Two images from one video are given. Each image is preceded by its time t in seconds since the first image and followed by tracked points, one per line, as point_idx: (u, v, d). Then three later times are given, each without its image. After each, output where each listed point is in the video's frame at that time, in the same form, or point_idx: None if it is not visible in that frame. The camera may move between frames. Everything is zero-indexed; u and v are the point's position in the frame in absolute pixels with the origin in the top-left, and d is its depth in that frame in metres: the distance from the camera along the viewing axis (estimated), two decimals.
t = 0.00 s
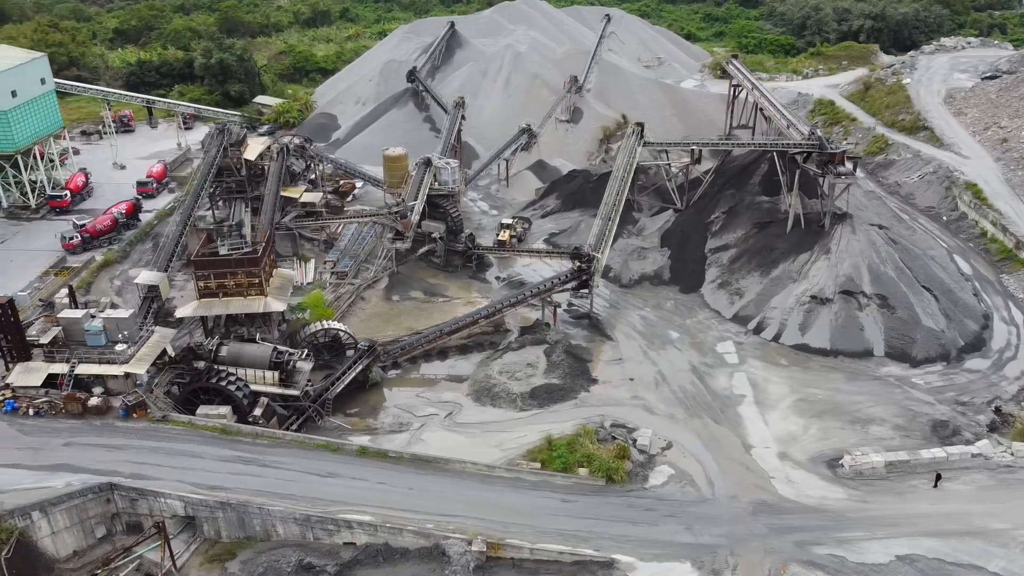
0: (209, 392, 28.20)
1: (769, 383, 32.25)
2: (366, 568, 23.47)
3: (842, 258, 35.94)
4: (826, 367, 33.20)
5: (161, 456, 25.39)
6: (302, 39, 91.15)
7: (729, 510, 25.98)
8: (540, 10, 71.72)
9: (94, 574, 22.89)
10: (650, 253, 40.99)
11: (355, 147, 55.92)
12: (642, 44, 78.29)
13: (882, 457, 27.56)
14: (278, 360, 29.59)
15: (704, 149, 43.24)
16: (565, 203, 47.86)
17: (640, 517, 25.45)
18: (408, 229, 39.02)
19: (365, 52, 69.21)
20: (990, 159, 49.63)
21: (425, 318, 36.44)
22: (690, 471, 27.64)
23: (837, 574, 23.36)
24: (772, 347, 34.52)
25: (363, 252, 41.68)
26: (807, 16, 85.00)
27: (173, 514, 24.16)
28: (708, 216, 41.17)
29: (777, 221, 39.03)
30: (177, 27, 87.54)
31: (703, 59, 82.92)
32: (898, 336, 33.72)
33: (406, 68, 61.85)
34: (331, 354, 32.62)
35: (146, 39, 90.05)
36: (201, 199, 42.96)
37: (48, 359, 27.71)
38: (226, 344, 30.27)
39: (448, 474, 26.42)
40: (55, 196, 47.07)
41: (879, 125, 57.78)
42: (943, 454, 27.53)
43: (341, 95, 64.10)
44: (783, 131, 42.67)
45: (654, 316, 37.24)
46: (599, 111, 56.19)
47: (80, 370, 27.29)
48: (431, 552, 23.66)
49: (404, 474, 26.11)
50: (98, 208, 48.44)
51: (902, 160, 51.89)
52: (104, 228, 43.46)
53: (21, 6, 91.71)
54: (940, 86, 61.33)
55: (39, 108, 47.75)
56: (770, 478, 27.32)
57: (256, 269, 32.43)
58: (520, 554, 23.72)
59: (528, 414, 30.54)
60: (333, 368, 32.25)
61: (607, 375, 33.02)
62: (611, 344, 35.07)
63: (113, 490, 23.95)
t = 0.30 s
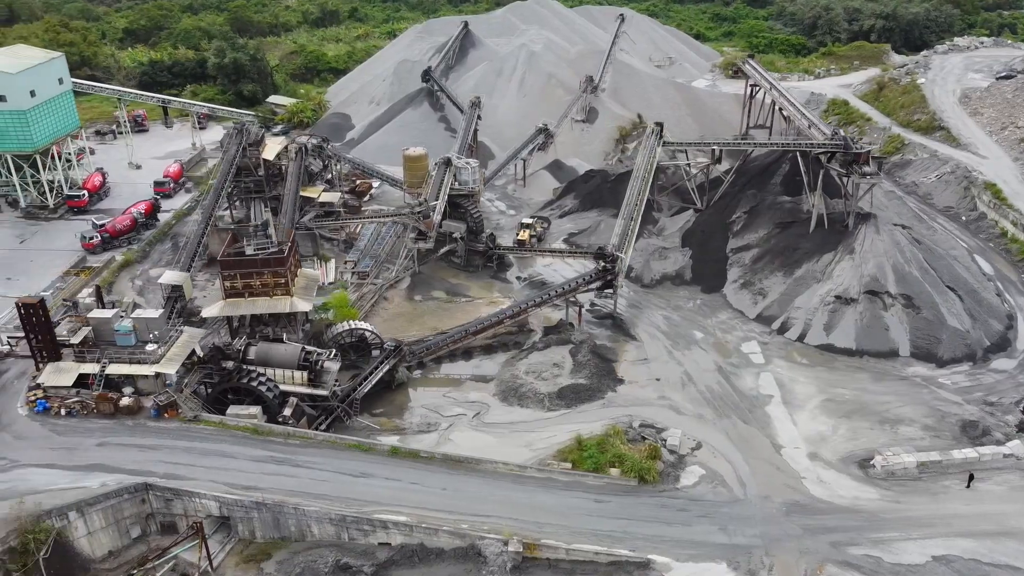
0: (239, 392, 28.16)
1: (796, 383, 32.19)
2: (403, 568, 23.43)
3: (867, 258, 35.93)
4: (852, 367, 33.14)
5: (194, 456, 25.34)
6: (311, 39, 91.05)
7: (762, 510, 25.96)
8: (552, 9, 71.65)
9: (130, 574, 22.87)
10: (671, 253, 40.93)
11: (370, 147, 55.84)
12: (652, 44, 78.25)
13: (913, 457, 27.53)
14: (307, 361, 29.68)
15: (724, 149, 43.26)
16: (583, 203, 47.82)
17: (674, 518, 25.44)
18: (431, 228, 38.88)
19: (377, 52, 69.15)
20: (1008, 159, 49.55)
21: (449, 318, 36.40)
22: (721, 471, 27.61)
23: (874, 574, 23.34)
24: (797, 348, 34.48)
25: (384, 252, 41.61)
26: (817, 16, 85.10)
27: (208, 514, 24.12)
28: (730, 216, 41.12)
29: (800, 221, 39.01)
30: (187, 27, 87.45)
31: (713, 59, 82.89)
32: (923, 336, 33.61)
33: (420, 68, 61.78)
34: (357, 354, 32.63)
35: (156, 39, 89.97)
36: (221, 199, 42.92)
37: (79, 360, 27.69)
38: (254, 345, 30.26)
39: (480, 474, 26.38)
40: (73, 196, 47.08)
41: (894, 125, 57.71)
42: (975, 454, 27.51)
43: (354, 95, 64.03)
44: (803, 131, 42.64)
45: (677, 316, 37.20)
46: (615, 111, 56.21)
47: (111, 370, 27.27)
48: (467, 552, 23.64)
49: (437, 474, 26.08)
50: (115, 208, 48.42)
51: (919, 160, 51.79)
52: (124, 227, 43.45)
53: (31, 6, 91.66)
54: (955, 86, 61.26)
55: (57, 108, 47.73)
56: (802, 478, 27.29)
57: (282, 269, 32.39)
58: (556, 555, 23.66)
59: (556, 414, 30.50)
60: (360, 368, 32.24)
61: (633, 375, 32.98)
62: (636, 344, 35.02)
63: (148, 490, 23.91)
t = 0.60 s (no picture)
0: (270, 392, 28.13)
1: (823, 383, 32.15)
2: (439, 568, 23.38)
3: (892, 258, 35.89)
4: (879, 367, 33.08)
5: (228, 456, 25.32)
6: (321, 38, 90.98)
7: (796, 510, 25.92)
8: (565, 9, 71.62)
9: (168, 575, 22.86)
10: (693, 253, 40.94)
11: (386, 147, 55.77)
12: (664, 44, 78.18)
13: (945, 458, 27.45)
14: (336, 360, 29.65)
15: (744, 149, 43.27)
16: (601, 203, 47.79)
17: (708, 518, 25.41)
18: (454, 228, 39.33)
19: (390, 51, 69.10)
20: None
21: (473, 319, 36.39)
22: (753, 472, 27.57)
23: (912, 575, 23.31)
24: (822, 348, 34.46)
25: (405, 252, 41.56)
26: (828, 16, 85.07)
27: (244, 515, 24.10)
28: (751, 216, 41.09)
29: (823, 221, 38.99)
30: (197, 27, 87.39)
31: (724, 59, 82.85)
32: (949, 336, 33.46)
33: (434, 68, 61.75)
34: (384, 354, 32.62)
35: (166, 39, 89.92)
36: (241, 199, 42.92)
37: (110, 359, 27.66)
38: (283, 345, 30.26)
39: (513, 475, 26.34)
40: (92, 195, 47.07)
41: (910, 125, 57.66)
42: (1008, 454, 27.45)
43: (368, 95, 63.98)
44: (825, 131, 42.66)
45: (701, 316, 37.17)
46: (631, 111, 56.22)
47: (143, 370, 27.25)
48: (503, 552, 23.59)
49: (470, 474, 26.06)
50: (133, 208, 48.41)
51: (936, 160, 51.72)
52: (144, 227, 43.47)
53: (40, 6, 91.63)
54: (970, 86, 61.23)
55: (76, 108, 47.74)
56: (834, 478, 27.26)
57: (309, 269, 32.41)
58: (593, 555, 23.59)
59: (584, 414, 30.49)
60: (387, 368, 32.23)
61: (660, 375, 32.94)
62: (661, 344, 34.99)
63: (184, 491, 23.87)
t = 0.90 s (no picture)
0: (301, 392, 28.12)
1: (851, 384, 32.11)
2: (477, 569, 23.33)
3: (917, 258, 35.81)
4: (906, 367, 32.99)
5: (263, 456, 25.28)
6: (331, 38, 90.97)
7: (831, 511, 25.89)
8: (577, 9, 71.62)
9: None
10: (715, 253, 40.95)
11: (402, 146, 55.63)
12: (675, 43, 78.14)
13: (978, 458, 27.38)
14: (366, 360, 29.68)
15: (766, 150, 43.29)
16: (620, 203, 47.76)
17: (743, 519, 25.37)
18: (477, 228, 39.20)
19: (403, 51, 69.10)
20: None
21: (498, 319, 36.34)
22: (786, 472, 27.54)
23: None
24: (848, 348, 34.41)
25: (426, 252, 41.50)
26: (839, 16, 85.05)
27: (280, 515, 24.04)
28: (774, 216, 41.08)
29: (846, 221, 38.97)
30: (207, 27, 87.39)
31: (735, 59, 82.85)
32: (976, 336, 33.34)
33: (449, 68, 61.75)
34: (411, 354, 32.55)
35: (175, 39, 89.93)
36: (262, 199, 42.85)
37: (142, 360, 27.63)
38: (312, 345, 30.22)
39: (547, 475, 26.29)
40: (110, 195, 47.08)
41: (926, 125, 57.61)
42: None
43: (382, 94, 63.96)
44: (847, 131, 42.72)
45: (725, 317, 37.13)
46: (646, 111, 56.27)
47: (175, 370, 27.20)
48: (541, 553, 23.52)
49: (504, 475, 26.02)
50: (151, 208, 48.39)
51: (954, 160, 51.64)
52: (164, 227, 43.47)
53: (49, 6, 91.67)
54: (985, 86, 61.22)
55: (94, 108, 47.74)
56: (867, 479, 27.22)
57: (337, 269, 32.33)
58: (630, 556, 23.56)
59: (614, 415, 30.47)
60: (415, 368, 32.15)
61: (688, 375, 32.91)
62: (687, 344, 34.96)
63: (221, 491, 23.81)
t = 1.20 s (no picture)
0: (333, 392, 28.09)
1: (880, 384, 32.04)
2: (515, 570, 23.30)
3: (943, 258, 35.72)
4: (934, 367, 32.88)
5: (299, 457, 25.24)
6: (341, 38, 90.95)
7: (866, 512, 25.85)
8: (590, 9, 71.59)
9: None
10: (738, 254, 40.97)
11: (418, 146, 55.55)
12: (687, 43, 78.10)
13: (1012, 459, 27.32)
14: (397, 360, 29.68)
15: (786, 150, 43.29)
16: (639, 203, 47.73)
17: (779, 520, 25.33)
18: (501, 229, 39.01)
19: (416, 51, 69.08)
20: None
21: (523, 319, 36.27)
22: (819, 473, 27.51)
23: None
24: (875, 348, 34.34)
25: (448, 252, 41.44)
26: (850, 16, 84.95)
27: (317, 516, 23.99)
28: (796, 216, 41.04)
29: (870, 221, 38.91)
30: (218, 26, 87.36)
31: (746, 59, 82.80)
32: (1004, 336, 33.29)
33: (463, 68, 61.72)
34: (439, 354, 32.50)
35: (185, 38, 89.91)
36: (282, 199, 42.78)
37: (174, 360, 27.60)
38: (342, 346, 30.20)
39: (581, 476, 26.25)
40: (129, 195, 47.09)
41: (942, 125, 57.54)
42: None
43: (396, 95, 63.94)
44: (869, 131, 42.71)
45: (750, 317, 37.10)
46: (663, 111, 56.23)
47: (208, 370, 27.17)
48: (579, 554, 23.47)
49: (539, 476, 25.98)
50: (169, 208, 48.37)
51: (972, 160, 51.51)
52: (185, 227, 43.45)
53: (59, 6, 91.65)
54: (1000, 86, 61.16)
55: (113, 108, 47.74)
56: (901, 479, 27.19)
57: (365, 269, 32.25)
58: (668, 557, 23.53)
59: (644, 415, 30.44)
60: (443, 368, 32.10)
61: (715, 375, 32.88)
62: (713, 345, 34.91)
63: (258, 492, 23.76)
